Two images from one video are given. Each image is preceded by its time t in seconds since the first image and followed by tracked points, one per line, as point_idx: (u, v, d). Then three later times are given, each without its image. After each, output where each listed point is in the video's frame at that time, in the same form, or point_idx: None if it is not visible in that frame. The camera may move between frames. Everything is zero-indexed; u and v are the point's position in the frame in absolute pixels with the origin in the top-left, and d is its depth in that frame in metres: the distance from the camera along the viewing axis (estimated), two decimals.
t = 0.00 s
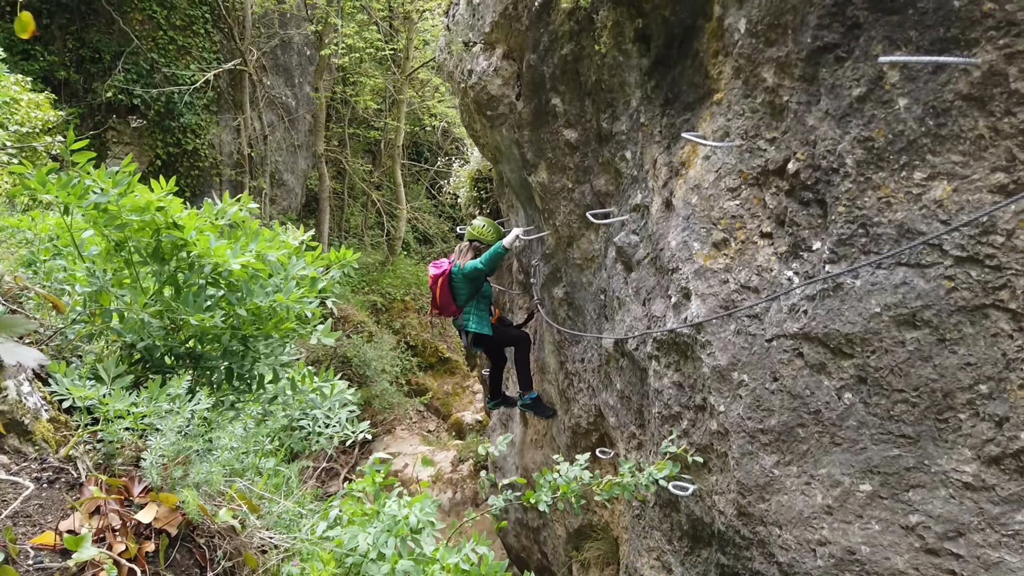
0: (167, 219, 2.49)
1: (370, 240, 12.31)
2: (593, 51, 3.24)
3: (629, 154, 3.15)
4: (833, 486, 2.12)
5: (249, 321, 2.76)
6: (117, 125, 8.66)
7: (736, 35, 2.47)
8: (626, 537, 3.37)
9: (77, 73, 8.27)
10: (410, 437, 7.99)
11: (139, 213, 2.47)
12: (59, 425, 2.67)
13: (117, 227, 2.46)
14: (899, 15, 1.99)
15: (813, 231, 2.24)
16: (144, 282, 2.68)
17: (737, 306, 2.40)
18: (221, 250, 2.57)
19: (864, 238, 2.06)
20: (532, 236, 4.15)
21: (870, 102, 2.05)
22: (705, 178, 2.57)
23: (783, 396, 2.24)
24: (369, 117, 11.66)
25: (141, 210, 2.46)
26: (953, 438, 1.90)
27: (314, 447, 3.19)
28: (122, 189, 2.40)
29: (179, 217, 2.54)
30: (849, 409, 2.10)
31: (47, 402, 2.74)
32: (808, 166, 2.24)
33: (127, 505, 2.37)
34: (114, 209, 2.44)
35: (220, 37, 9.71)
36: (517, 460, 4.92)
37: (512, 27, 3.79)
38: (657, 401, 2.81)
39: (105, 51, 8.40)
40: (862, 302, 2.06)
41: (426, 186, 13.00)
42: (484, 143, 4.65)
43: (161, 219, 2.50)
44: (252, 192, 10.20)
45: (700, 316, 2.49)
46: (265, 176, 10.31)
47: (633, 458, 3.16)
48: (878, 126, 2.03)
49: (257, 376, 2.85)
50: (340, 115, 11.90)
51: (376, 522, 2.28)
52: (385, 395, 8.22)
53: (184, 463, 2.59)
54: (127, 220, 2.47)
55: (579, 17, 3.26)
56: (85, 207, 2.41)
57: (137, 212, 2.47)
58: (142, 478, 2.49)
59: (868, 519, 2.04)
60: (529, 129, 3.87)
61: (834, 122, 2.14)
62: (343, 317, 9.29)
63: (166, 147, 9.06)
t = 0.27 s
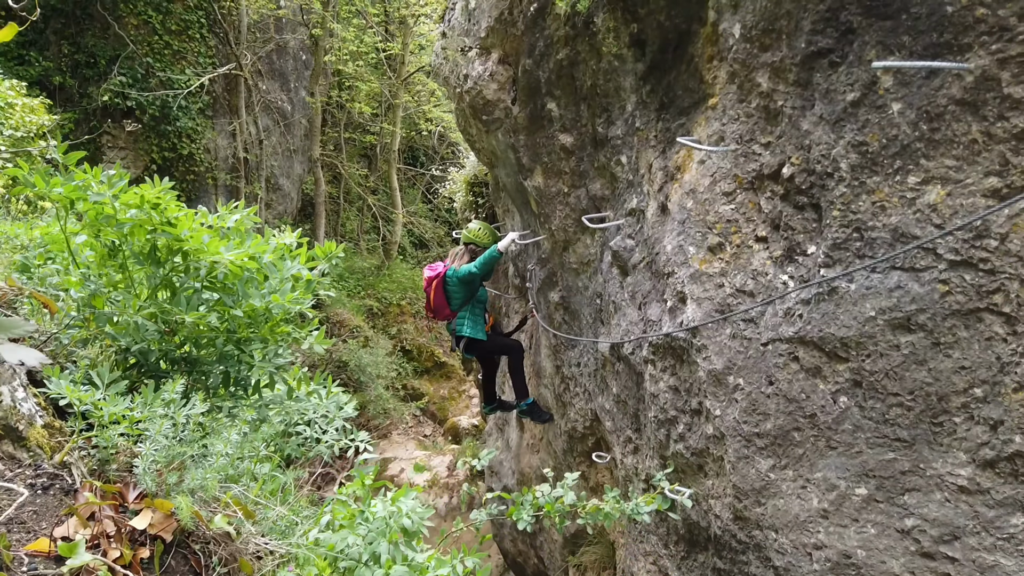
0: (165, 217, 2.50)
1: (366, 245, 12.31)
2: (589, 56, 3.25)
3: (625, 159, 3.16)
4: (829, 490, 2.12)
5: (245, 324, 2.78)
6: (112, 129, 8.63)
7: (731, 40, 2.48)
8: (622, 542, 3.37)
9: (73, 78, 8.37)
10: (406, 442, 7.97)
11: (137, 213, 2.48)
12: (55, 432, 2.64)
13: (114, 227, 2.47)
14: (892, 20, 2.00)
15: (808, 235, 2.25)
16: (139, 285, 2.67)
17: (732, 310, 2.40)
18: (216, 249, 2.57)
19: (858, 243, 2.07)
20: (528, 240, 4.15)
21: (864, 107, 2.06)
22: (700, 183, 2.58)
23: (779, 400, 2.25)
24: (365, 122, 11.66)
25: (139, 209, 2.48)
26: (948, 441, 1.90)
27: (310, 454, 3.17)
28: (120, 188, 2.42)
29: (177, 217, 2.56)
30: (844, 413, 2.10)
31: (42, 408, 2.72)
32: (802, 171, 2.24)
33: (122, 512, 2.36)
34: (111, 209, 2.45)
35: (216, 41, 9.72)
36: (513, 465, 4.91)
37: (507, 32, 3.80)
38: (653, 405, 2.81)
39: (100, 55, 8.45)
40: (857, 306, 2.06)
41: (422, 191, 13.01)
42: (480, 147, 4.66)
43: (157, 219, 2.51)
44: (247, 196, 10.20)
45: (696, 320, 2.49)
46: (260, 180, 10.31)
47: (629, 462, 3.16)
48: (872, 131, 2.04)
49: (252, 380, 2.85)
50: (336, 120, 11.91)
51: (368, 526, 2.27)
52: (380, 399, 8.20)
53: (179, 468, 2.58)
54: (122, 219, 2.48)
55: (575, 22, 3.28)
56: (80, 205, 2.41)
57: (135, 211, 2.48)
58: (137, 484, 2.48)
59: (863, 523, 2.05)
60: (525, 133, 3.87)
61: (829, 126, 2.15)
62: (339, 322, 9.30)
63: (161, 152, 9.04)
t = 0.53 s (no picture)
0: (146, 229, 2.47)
1: (362, 254, 12.31)
2: (584, 66, 3.27)
3: (620, 168, 3.17)
4: (825, 500, 2.12)
5: (230, 332, 2.83)
6: (108, 139, 8.61)
7: (725, 51, 2.49)
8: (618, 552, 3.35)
9: (68, 87, 8.37)
10: (401, 451, 7.94)
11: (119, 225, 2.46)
12: (49, 445, 2.64)
13: (97, 239, 2.45)
14: (885, 32, 2.01)
15: (803, 245, 2.26)
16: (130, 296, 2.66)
17: (728, 319, 2.41)
18: (203, 258, 2.57)
19: (852, 252, 2.07)
20: (524, 250, 4.16)
21: (857, 117, 2.07)
22: (695, 193, 2.59)
23: (775, 409, 2.25)
24: (361, 131, 11.64)
25: (120, 222, 2.45)
26: (943, 451, 1.90)
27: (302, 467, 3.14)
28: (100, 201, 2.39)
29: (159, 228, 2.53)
30: (840, 422, 2.11)
31: (37, 421, 2.72)
32: (797, 181, 2.25)
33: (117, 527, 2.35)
34: (92, 221, 2.42)
35: (212, 50, 9.74)
36: (509, 474, 4.90)
37: (503, 42, 3.82)
38: (649, 415, 2.81)
39: (95, 65, 8.45)
40: (852, 316, 2.07)
41: (418, 199, 13.03)
42: (476, 157, 4.67)
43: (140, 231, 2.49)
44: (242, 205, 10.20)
45: (691, 330, 2.49)
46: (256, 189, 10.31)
47: (626, 472, 3.16)
48: (866, 141, 2.05)
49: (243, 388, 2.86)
50: (332, 129, 11.93)
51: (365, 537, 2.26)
52: (375, 408, 8.16)
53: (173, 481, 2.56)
54: (106, 232, 2.45)
55: (570, 32, 3.29)
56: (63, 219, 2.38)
57: (116, 224, 2.45)
58: (131, 498, 2.47)
59: (860, 533, 2.04)
60: (520, 143, 3.88)
61: (823, 136, 2.16)
62: (333, 331, 9.31)
63: (157, 161, 9.02)
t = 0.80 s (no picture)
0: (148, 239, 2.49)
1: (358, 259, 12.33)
2: (579, 72, 3.28)
3: (616, 173, 3.18)
4: (821, 503, 2.12)
5: (231, 344, 2.82)
6: (104, 145, 8.60)
7: (720, 57, 2.51)
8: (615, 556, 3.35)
9: (63, 93, 8.35)
10: (398, 456, 7.93)
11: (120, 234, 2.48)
12: (43, 450, 2.63)
13: (97, 247, 2.47)
14: (878, 38, 2.03)
15: (798, 249, 2.26)
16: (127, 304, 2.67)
17: (723, 324, 2.41)
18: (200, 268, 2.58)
19: (847, 256, 2.08)
20: (521, 255, 4.17)
21: (851, 122, 2.08)
22: (691, 198, 2.60)
23: (770, 413, 2.25)
24: (357, 137, 11.62)
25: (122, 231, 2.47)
26: (939, 454, 1.91)
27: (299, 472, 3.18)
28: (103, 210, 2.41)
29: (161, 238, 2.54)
30: (835, 426, 2.11)
31: (31, 426, 2.71)
32: (791, 185, 2.26)
33: (111, 531, 2.33)
34: (95, 230, 2.44)
35: (208, 55, 9.74)
36: (506, 479, 4.90)
37: (498, 48, 3.84)
38: (646, 419, 2.81)
39: (91, 71, 8.45)
40: (847, 319, 2.08)
41: (414, 204, 13.05)
42: (472, 162, 4.68)
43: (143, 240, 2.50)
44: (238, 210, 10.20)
45: (687, 334, 2.50)
46: (252, 194, 10.32)
47: (622, 476, 3.16)
48: (860, 146, 2.06)
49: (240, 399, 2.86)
50: (328, 133, 11.94)
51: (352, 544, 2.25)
52: (371, 412, 8.16)
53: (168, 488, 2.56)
54: (107, 240, 2.46)
55: (565, 38, 3.31)
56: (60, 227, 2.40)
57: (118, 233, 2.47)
58: (125, 503, 2.44)
59: (856, 536, 2.04)
60: (516, 148, 3.89)
61: (817, 141, 2.17)
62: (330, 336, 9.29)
63: (152, 166, 9.01)
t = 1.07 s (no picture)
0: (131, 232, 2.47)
1: (359, 259, 12.34)
2: (581, 71, 3.28)
3: (617, 173, 3.17)
4: (823, 503, 2.12)
5: (224, 335, 2.79)
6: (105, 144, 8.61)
7: (721, 56, 2.50)
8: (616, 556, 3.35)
9: (65, 92, 8.34)
10: (399, 455, 7.92)
11: (104, 228, 2.46)
12: (45, 449, 2.63)
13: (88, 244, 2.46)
14: (880, 37, 2.02)
15: (799, 249, 2.26)
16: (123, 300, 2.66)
17: (725, 323, 2.41)
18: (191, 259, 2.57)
19: (849, 256, 2.08)
20: (522, 255, 4.16)
21: (853, 122, 2.08)
22: (692, 197, 2.60)
23: (772, 413, 2.25)
24: (358, 136, 11.66)
25: (106, 224, 2.46)
26: (941, 453, 1.90)
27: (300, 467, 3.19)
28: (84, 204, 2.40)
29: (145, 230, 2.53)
30: (837, 426, 2.11)
31: (32, 425, 2.71)
32: (793, 185, 2.26)
33: (112, 529, 2.33)
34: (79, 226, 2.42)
35: (209, 55, 9.75)
36: (507, 479, 4.90)
37: (499, 47, 3.84)
38: (647, 419, 2.81)
39: (93, 70, 8.45)
40: (849, 319, 2.07)
41: (415, 204, 13.06)
42: (473, 161, 4.68)
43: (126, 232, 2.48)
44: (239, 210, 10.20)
45: (688, 333, 2.50)
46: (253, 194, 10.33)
47: (623, 476, 3.16)
48: (861, 145, 2.06)
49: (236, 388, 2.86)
50: (329, 133, 11.95)
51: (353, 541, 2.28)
52: (373, 410, 8.15)
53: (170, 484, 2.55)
54: (93, 235, 2.45)
55: (566, 38, 3.30)
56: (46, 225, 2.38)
57: (103, 226, 2.46)
58: (126, 501, 2.44)
59: (858, 536, 2.04)
60: (517, 147, 3.89)
61: (818, 141, 2.17)
62: (330, 335, 9.27)
63: (153, 166, 9.01)
